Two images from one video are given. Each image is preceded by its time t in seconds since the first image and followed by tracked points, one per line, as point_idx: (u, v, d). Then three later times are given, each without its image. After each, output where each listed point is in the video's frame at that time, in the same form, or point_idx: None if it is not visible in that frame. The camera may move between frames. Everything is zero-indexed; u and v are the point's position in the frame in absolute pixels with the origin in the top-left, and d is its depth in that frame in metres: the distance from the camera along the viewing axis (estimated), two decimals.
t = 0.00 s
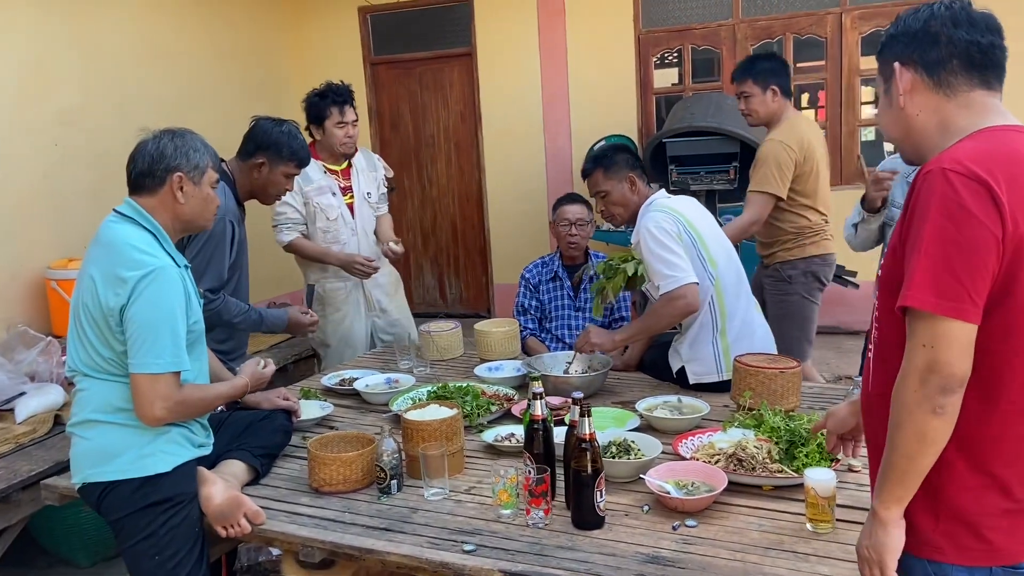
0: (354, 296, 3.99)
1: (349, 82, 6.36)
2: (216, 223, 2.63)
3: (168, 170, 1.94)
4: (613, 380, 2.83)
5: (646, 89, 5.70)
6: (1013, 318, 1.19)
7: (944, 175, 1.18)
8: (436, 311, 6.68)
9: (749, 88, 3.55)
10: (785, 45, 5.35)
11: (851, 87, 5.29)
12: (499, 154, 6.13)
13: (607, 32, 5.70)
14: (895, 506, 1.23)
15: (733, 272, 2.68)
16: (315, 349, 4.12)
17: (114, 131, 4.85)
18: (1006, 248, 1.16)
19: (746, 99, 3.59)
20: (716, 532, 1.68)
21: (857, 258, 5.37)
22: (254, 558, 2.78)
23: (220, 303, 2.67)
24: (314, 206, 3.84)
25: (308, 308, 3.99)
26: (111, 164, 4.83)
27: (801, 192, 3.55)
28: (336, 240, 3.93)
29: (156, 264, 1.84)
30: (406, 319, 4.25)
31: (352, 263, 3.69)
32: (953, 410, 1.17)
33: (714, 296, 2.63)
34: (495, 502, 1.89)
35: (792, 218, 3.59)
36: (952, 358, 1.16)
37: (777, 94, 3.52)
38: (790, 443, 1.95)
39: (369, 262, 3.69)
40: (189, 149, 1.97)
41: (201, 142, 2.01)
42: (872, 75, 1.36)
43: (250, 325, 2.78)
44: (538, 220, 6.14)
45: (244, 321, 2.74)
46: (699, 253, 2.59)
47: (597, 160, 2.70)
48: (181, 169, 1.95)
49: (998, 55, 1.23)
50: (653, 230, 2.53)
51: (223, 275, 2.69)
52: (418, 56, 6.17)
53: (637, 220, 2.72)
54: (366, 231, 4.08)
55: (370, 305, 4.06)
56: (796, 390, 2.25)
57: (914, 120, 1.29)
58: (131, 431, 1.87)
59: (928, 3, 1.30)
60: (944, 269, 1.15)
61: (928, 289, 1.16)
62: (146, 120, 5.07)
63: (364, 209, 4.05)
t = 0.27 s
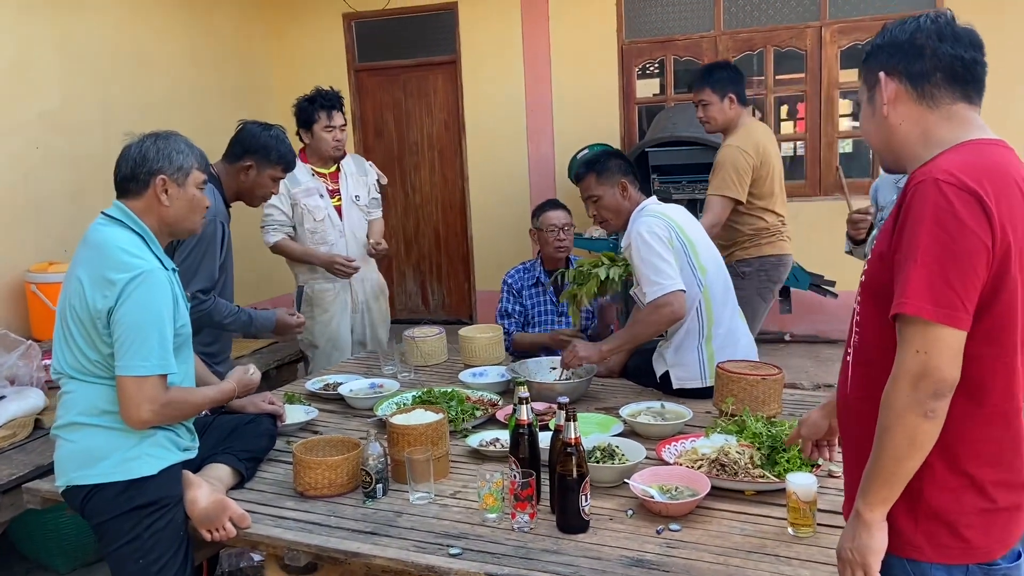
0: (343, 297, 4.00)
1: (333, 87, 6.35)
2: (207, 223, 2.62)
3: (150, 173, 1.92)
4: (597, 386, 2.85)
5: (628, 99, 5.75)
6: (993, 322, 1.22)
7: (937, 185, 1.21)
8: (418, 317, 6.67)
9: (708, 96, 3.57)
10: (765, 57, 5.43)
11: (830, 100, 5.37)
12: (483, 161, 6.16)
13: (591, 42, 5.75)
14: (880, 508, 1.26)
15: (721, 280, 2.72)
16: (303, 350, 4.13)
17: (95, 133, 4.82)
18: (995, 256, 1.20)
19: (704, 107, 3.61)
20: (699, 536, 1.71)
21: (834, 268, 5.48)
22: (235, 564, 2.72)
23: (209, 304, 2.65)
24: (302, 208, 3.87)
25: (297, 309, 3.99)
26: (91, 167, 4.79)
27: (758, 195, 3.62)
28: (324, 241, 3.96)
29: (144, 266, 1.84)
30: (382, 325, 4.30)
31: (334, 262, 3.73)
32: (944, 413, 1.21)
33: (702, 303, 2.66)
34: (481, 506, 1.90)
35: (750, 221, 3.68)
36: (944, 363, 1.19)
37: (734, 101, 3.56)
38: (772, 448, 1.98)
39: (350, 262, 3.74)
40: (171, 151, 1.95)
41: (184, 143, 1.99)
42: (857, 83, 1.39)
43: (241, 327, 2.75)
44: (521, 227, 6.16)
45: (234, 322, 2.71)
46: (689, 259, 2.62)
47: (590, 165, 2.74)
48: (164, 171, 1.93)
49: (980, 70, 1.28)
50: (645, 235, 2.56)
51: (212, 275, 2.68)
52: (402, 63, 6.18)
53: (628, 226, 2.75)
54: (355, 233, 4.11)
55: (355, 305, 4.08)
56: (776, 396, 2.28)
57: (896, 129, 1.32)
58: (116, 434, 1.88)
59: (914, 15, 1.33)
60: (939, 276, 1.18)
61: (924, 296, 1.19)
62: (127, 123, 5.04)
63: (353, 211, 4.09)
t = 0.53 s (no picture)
0: (339, 297, 4.13)
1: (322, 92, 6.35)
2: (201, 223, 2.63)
3: (140, 174, 1.92)
4: (586, 391, 2.85)
5: (617, 107, 5.78)
6: (976, 326, 1.25)
7: (922, 191, 1.23)
8: (406, 322, 6.66)
9: (672, 111, 3.67)
10: (752, 67, 5.49)
11: (816, 110, 5.43)
12: (472, 168, 6.17)
13: (580, 50, 5.79)
14: (861, 505, 1.28)
15: (716, 287, 2.75)
16: (301, 351, 4.24)
17: (83, 136, 4.79)
18: (977, 261, 1.22)
19: (670, 121, 3.72)
20: (689, 538, 1.72)
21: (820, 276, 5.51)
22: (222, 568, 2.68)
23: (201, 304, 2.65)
24: (305, 207, 4.03)
25: (295, 306, 4.15)
26: (78, 169, 4.76)
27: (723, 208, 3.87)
28: (326, 241, 4.09)
29: (136, 267, 1.83)
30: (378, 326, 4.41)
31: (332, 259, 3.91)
32: (923, 413, 1.23)
33: (697, 309, 2.69)
34: (472, 509, 1.90)
35: (716, 233, 3.97)
36: (925, 363, 1.22)
37: (699, 116, 3.67)
38: (761, 452, 2.00)
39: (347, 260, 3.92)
40: (160, 151, 1.94)
41: (174, 143, 1.98)
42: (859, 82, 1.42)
43: (230, 326, 2.74)
44: (509, 233, 6.18)
45: (225, 321, 2.71)
46: (686, 266, 2.65)
47: (589, 167, 2.80)
48: (154, 172, 1.92)
49: (980, 90, 1.31)
50: (644, 239, 2.59)
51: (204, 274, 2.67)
52: (392, 68, 6.19)
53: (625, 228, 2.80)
54: (355, 235, 4.23)
55: (352, 305, 4.20)
56: (765, 401, 2.31)
57: (890, 134, 1.36)
58: (106, 435, 1.88)
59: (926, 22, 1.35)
60: (921, 279, 1.21)
61: (906, 298, 1.21)
62: (114, 125, 5.01)
63: (354, 213, 4.21)
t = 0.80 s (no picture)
0: (335, 295, 4.12)
1: (315, 93, 6.34)
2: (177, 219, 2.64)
3: (126, 169, 1.90)
4: (578, 393, 2.84)
5: (610, 111, 5.79)
6: (973, 319, 1.25)
7: (921, 180, 1.23)
8: (396, 326, 6.63)
9: (647, 118, 3.70)
10: (745, 73, 5.51)
11: (808, 116, 5.45)
12: (464, 170, 6.16)
13: (573, 54, 5.79)
14: (853, 494, 1.29)
15: (716, 290, 2.75)
16: (293, 349, 4.22)
17: (72, 134, 4.75)
18: (975, 252, 1.22)
19: (646, 128, 3.75)
20: (682, 538, 1.71)
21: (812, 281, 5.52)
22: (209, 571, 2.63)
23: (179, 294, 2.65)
24: (306, 205, 4.04)
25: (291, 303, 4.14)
26: (67, 168, 4.73)
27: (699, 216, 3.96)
28: (325, 240, 4.10)
29: (124, 262, 1.81)
30: (371, 327, 4.39)
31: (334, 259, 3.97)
32: (917, 402, 1.23)
33: (696, 311, 2.70)
34: (464, 509, 1.89)
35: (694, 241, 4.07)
36: (921, 355, 1.21)
37: (673, 122, 3.73)
38: (754, 453, 1.98)
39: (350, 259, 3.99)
40: (147, 145, 1.92)
41: (163, 137, 1.96)
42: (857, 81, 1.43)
43: (207, 318, 2.74)
44: (501, 237, 6.17)
45: (202, 313, 2.71)
46: (689, 268, 2.65)
47: (596, 163, 2.81)
48: (139, 167, 1.90)
49: (975, 90, 1.30)
50: (649, 238, 2.59)
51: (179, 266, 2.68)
52: (385, 71, 6.18)
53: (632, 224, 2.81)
54: (354, 236, 4.24)
55: (347, 303, 4.18)
56: (758, 403, 2.30)
57: (885, 131, 1.36)
58: (95, 432, 1.86)
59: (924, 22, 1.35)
60: (920, 267, 1.20)
61: (904, 284, 1.20)
62: (104, 124, 4.98)
63: (354, 214, 4.22)
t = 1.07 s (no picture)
0: (337, 294, 4.13)
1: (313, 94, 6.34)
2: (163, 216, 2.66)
3: (125, 164, 1.90)
4: (577, 392, 2.85)
5: (608, 114, 5.81)
6: (988, 309, 1.28)
7: (933, 171, 1.26)
8: (393, 327, 6.64)
9: (641, 120, 3.66)
10: (742, 76, 5.53)
11: (805, 120, 5.48)
12: (462, 172, 6.17)
13: (572, 56, 5.81)
14: (874, 491, 1.30)
15: (721, 294, 2.77)
16: (294, 348, 4.24)
17: (71, 132, 4.75)
18: (989, 241, 1.25)
19: (637, 129, 3.71)
20: (683, 535, 1.72)
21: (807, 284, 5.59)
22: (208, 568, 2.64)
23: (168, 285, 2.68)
24: (308, 203, 4.05)
25: (292, 302, 4.15)
26: (66, 166, 4.72)
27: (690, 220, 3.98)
28: (327, 238, 4.11)
29: (123, 258, 1.81)
30: (371, 326, 4.39)
31: (339, 259, 3.99)
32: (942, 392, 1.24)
33: (702, 313, 2.71)
34: (465, 505, 1.89)
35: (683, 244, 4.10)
36: (944, 343, 1.23)
37: (666, 125, 3.71)
38: (754, 451, 1.99)
39: (354, 260, 4.01)
40: (144, 139, 1.92)
41: (158, 131, 1.96)
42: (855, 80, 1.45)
43: (198, 309, 2.76)
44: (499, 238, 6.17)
45: (191, 304, 2.72)
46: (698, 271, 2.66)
47: (611, 157, 2.80)
48: (138, 162, 1.90)
49: (971, 90, 1.32)
50: (660, 240, 2.60)
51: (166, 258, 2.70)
52: (384, 72, 6.19)
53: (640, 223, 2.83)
54: (355, 234, 4.25)
55: (347, 302, 4.19)
56: (757, 402, 2.31)
57: (883, 129, 1.38)
58: (96, 427, 1.86)
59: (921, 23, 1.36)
60: (939, 256, 1.22)
61: (925, 273, 1.22)
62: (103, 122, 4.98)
63: (355, 213, 4.24)
